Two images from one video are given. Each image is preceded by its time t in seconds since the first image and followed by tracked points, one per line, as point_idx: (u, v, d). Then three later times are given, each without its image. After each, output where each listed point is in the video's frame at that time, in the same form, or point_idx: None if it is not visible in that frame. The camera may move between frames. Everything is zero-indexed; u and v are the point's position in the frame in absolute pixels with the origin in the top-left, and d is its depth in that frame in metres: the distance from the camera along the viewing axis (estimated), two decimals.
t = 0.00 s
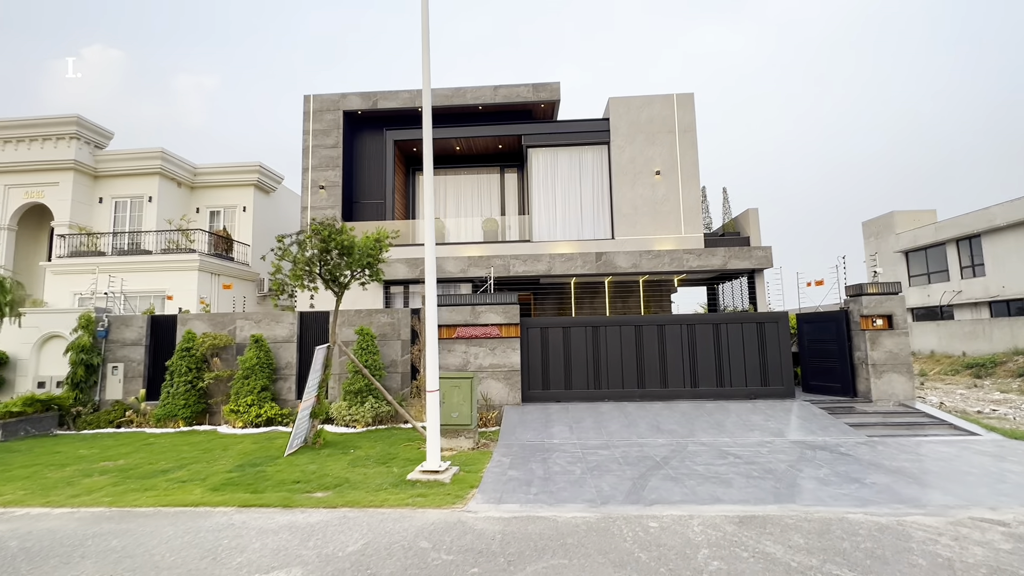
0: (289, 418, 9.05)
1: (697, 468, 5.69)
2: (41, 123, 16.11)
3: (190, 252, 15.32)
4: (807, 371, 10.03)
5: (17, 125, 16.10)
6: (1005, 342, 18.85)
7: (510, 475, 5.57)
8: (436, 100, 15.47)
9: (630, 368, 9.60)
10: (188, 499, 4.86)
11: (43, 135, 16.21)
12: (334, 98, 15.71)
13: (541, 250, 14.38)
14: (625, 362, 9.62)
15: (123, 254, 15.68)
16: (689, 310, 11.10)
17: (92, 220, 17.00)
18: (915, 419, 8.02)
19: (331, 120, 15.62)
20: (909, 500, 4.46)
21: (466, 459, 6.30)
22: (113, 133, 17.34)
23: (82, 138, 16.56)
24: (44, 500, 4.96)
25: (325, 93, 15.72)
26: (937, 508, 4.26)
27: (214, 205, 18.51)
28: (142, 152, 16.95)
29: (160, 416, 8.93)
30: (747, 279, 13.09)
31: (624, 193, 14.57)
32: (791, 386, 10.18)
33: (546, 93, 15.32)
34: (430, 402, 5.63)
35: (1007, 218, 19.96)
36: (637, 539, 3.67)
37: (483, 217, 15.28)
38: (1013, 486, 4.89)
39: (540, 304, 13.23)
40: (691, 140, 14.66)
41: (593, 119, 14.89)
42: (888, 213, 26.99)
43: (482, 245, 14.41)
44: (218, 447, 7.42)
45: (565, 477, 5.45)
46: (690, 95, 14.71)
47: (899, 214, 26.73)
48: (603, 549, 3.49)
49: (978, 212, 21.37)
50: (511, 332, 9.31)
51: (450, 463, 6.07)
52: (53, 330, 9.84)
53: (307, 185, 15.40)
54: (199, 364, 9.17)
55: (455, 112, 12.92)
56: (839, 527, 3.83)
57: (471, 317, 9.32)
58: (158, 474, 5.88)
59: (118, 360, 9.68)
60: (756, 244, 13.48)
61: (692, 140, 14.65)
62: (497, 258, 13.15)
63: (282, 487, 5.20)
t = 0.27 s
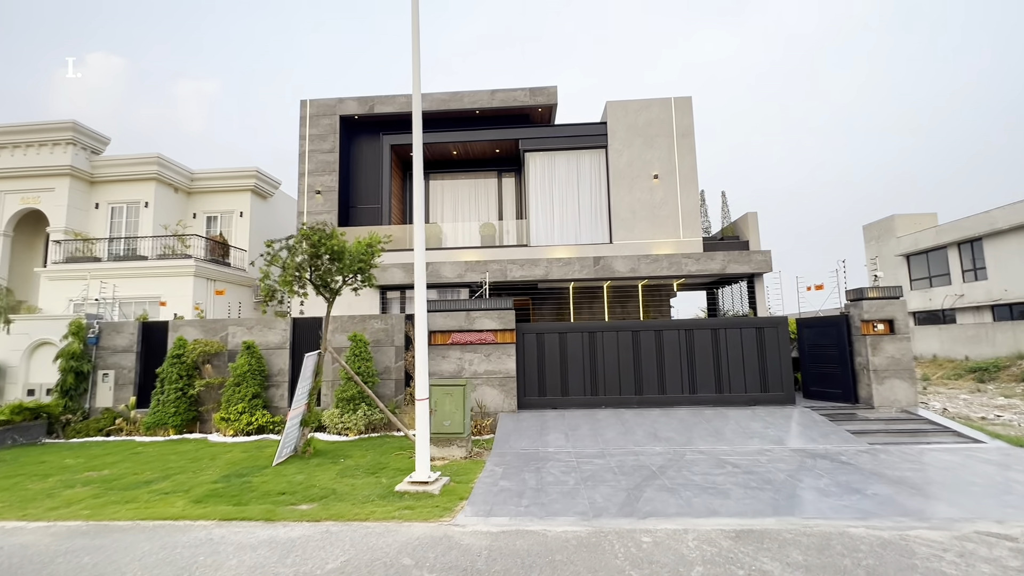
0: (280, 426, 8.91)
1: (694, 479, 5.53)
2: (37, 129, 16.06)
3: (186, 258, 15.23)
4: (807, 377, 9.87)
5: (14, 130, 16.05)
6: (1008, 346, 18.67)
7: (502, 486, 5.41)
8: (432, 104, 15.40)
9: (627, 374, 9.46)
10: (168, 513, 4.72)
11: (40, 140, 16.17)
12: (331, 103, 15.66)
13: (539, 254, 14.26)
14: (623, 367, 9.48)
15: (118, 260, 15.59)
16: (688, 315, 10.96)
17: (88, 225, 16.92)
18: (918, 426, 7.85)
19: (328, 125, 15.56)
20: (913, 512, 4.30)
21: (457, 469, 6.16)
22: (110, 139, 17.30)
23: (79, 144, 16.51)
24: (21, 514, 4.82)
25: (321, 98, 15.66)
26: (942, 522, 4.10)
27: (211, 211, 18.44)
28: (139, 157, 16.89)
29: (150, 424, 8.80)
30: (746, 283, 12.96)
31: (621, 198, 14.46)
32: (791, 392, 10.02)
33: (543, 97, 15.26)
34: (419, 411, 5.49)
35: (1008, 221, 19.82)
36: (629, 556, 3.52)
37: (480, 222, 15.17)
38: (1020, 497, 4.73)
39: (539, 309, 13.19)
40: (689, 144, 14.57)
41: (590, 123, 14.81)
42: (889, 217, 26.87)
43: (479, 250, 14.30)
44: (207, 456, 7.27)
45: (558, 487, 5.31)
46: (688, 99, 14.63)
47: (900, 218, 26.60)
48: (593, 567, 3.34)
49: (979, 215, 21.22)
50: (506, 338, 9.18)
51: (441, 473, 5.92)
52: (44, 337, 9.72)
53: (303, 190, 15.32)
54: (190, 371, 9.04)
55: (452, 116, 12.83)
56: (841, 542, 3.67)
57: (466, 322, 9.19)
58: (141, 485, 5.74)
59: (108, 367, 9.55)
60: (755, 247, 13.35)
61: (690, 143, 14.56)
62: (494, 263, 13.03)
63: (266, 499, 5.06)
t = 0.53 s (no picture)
0: (276, 428, 8.83)
1: (693, 483, 5.42)
2: (36, 130, 16.03)
3: (184, 259, 15.17)
4: (809, 379, 9.77)
5: (13, 132, 16.02)
6: (1012, 347, 18.52)
7: (498, 491, 5.32)
8: (431, 104, 15.33)
9: (627, 376, 9.36)
10: (158, 518, 4.63)
11: (39, 142, 16.14)
12: (329, 104, 15.60)
13: (538, 255, 14.18)
14: (622, 369, 9.38)
15: (116, 262, 15.54)
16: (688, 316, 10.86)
17: (87, 227, 16.89)
18: (921, 428, 7.75)
19: (326, 126, 15.50)
20: (917, 518, 4.20)
21: (453, 473, 6.06)
22: (109, 140, 17.27)
23: (77, 145, 16.48)
24: (8, 519, 4.74)
25: (320, 99, 15.61)
26: (947, 528, 4.00)
27: (210, 212, 18.40)
28: (137, 158, 16.85)
29: (145, 427, 8.73)
30: (747, 284, 12.86)
31: (621, 198, 14.38)
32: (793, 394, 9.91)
33: (542, 97, 15.19)
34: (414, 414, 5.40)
35: (1011, 221, 19.68)
36: (626, 564, 3.43)
37: (479, 223, 15.09)
38: None
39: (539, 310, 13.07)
40: (689, 144, 14.48)
41: (590, 123, 14.73)
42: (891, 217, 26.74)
43: (478, 251, 14.22)
44: (201, 459, 7.18)
45: (556, 492, 5.21)
46: (688, 98, 14.55)
47: (902, 218, 26.46)
48: None
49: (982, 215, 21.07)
50: (504, 340, 9.09)
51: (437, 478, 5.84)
52: (39, 340, 9.66)
53: (301, 191, 15.26)
54: (186, 373, 8.96)
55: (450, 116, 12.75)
56: (844, 550, 3.57)
57: (464, 324, 9.10)
58: (132, 489, 5.65)
59: (104, 370, 9.48)
60: (756, 248, 13.25)
61: (690, 143, 14.47)
62: (493, 264, 12.94)
63: (258, 504, 4.97)
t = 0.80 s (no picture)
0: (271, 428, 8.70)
1: (695, 484, 5.29)
2: (31, 128, 15.89)
3: (180, 258, 15.02)
4: (811, 377, 9.64)
5: (7, 129, 15.87)
6: (1013, 345, 18.39)
7: (494, 493, 5.18)
8: (429, 101, 15.17)
9: (626, 375, 9.23)
10: (143, 522, 4.49)
11: (33, 140, 15.99)
12: (326, 100, 15.44)
13: (537, 253, 14.04)
14: (622, 368, 9.25)
15: (112, 260, 15.41)
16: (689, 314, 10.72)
17: (82, 226, 16.74)
18: (926, 427, 7.62)
19: (323, 123, 15.35)
20: (927, 521, 4.07)
21: (449, 474, 5.93)
22: (105, 138, 17.13)
23: (72, 143, 16.33)
24: None
25: (316, 95, 15.45)
26: (958, 532, 3.87)
27: (207, 210, 18.26)
28: (132, 156, 16.70)
29: (137, 427, 8.60)
30: (748, 282, 12.72)
31: (621, 195, 14.24)
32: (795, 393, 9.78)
33: (541, 93, 15.04)
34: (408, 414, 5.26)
35: (1013, 219, 19.54)
36: (626, 570, 3.30)
37: (478, 220, 14.95)
38: None
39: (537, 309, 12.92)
40: (689, 140, 14.34)
41: (589, 119, 14.58)
42: (892, 215, 26.60)
43: (476, 249, 14.08)
44: (192, 460, 7.05)
45: (554, 494, 5.07)
46: (688, 94, 14.40)
47: (902, 215, 26.31)
48: None
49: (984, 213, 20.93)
50: (502, 338, 8.96)
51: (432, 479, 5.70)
52: (31, 339, 9.53)
53: (298, 189, 15.10)
54: (179, 373, 8.82)
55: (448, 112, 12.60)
56: (853, 555, 3.43)
57: (461, 322, 8.97)
58: (120, 491, 5.51)
59: (96, 369, 9.35)
60: (757, 245, 13.11)
61: (690, 139, 14.33)
62: (491, 262, 12.80)
63: (247, 507, 4.83)
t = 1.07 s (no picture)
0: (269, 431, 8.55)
1: (704, 491, 5.10)
2: (30, 128, 15.80)
3: (180, 258, 14.91)
4: (820, 379, 9.43)
5: (6, 130, 15.79)
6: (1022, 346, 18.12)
7: (495, 500, 5.00)
8: (430, 100, 15.02)
9: (630, 377, 9.04)
10: (132, 530, 4.33)
11: (32, 140, 15.91)
12: (326, 100, 15.31)
13: (539, 253, 13.87)
14: (626, 369, 9.06)
15: (111, 261, 15.30)
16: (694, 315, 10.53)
17: (81, 227, 16.64)
18: (939, 430, 7.41)
19: (323, 122, 15.22)
20: (949, 531, 3.88)
21: (449, 479, 5.76)
22: (104, 139, 17.04)
23: (72, 143, 16.24)
24: None
25: (317, 95, 15.32)
26: (983, 543, 3.67)
27: (207, 211, 18.16)
28: (132, 157, 16.61)
29: (133, 430, 8.46)
30: (754, 282, 12.51)
31: (624, 194, 14.05)
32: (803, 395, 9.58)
33: (543, 92, 14.89)
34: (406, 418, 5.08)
35: (1021, 217, 19.28)
36: None
37: (479, 220, 14.79)
38: None
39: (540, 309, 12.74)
40: (693, 138, 14.15)
41: (592, 118, 14.40)
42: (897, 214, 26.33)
43: (478, 249, 13.92)
44: (188, 465, 6.89)
45: (557, 501, 4.89)
46: (692, 92, 14.21)
47: (908, 215, 26.05)
48: None
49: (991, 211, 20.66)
50: (504, 339, 8.79)
51: (431, 485, 5.53)
52: (26, 341, 9.41)
53: (297, 189, 14.97)
54: (176, 375, 8.68)
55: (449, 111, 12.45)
56: (874, 568, 3.24)
57: (462, 323, 8.80)
58: (110, 497, 5.35)
59: (92, 371, 9.21)
60: (762, 244, 12.91)
61: (694, 137, 14.14)
62: (493, 262, 12.63)
63: (240, 514, 4.66)
